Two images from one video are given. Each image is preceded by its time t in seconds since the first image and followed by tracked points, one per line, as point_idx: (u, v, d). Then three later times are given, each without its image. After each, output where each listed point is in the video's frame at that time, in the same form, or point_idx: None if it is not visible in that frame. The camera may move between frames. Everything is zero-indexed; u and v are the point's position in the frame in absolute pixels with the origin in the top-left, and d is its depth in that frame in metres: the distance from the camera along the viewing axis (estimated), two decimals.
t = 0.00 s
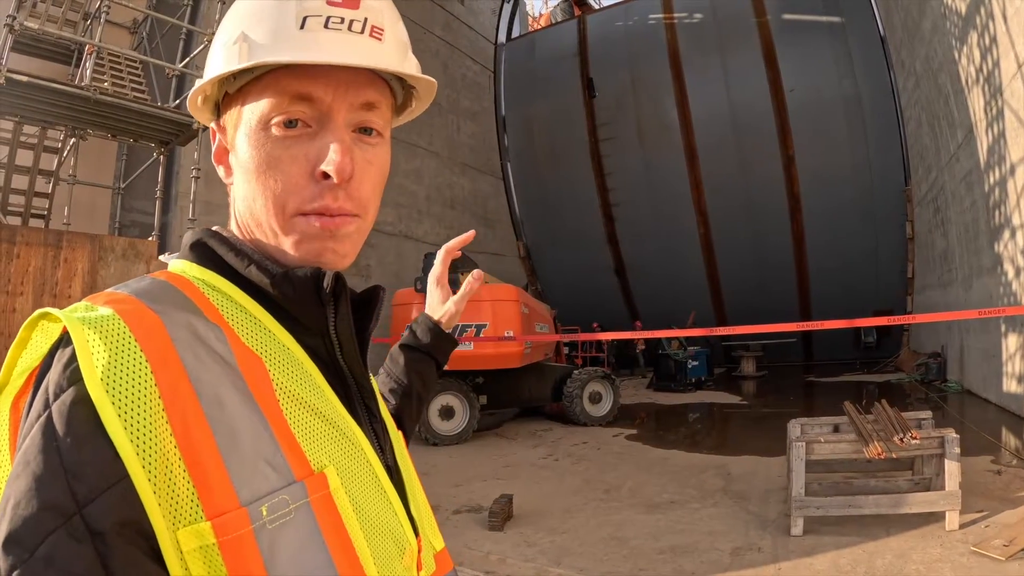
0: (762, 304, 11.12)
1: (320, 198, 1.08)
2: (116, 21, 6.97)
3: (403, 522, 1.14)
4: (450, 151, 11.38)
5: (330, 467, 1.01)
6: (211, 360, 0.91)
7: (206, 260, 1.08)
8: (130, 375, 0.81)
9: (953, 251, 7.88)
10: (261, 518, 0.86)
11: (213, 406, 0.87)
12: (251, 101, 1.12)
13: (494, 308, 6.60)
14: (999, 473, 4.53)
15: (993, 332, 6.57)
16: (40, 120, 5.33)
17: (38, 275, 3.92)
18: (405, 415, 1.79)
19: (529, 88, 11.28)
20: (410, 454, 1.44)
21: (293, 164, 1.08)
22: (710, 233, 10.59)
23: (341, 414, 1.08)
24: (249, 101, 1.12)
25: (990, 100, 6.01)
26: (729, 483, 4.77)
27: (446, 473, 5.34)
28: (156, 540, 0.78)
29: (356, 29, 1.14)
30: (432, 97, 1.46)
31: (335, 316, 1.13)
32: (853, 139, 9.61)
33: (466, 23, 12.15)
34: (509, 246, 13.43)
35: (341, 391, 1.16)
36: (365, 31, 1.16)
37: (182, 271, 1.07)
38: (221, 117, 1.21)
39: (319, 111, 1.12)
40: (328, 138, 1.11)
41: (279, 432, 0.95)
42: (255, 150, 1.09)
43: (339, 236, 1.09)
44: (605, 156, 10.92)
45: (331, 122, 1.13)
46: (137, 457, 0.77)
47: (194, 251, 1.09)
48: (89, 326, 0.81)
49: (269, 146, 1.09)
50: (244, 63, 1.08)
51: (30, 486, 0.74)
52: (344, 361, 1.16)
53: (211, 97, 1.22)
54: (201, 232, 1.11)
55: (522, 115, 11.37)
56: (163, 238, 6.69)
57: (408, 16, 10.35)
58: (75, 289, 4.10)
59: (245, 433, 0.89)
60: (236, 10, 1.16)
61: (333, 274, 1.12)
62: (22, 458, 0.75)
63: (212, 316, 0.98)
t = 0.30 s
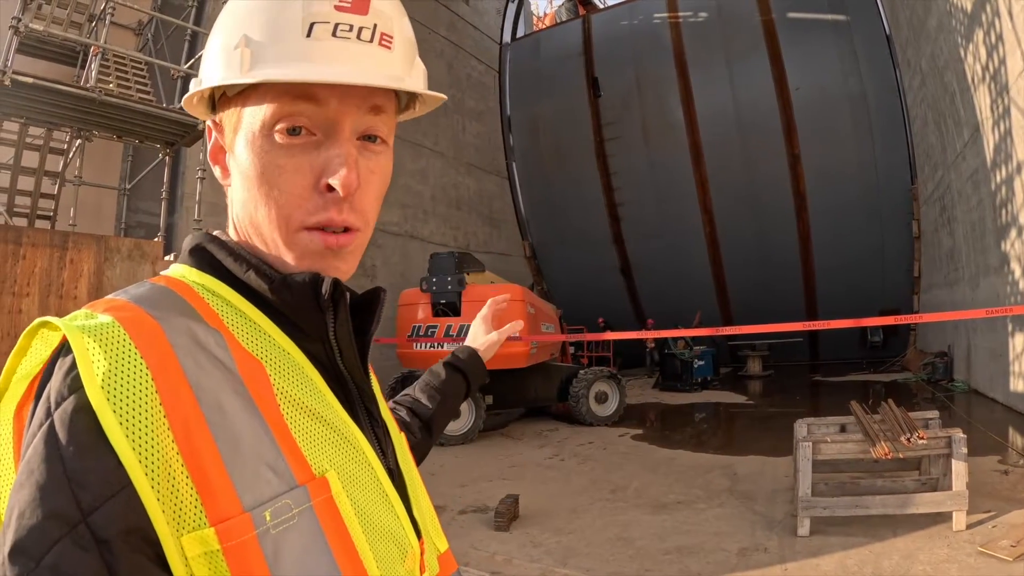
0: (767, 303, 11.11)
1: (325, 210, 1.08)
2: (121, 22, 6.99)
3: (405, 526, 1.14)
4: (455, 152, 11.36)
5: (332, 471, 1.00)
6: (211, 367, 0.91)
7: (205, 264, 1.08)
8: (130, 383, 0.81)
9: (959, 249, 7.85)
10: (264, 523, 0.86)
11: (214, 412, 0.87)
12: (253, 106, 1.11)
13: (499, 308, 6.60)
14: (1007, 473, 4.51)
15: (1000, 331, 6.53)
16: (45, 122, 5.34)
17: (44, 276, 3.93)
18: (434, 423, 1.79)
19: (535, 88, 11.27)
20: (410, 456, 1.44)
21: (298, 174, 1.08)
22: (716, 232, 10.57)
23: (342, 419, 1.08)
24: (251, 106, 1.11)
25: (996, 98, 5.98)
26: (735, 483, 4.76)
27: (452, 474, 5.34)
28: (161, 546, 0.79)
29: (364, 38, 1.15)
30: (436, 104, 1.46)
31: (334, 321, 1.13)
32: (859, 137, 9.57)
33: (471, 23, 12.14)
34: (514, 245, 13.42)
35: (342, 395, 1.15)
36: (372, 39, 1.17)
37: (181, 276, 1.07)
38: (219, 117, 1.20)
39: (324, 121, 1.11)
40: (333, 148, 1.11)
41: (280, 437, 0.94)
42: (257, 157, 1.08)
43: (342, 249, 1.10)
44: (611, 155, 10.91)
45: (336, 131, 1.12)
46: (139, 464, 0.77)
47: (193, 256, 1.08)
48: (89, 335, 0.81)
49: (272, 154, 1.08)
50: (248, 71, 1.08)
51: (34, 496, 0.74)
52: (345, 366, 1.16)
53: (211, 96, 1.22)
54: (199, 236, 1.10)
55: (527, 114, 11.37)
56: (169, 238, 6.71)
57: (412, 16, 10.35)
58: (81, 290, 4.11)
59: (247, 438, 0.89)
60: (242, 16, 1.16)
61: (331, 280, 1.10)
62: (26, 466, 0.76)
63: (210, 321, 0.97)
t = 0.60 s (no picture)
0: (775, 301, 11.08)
1: (356, 214, 1.10)
2: (128, 25, 7.04)
3: (403, 533, 1.14)
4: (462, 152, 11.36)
5: (331, 478, 1.01)
6: (211, 374, 0.91)
7: (203, 267, 1.07)
8: (127, 391, 0.81)
9: (970, 247, 7.79)
10: (264, 531, 0.86)
11: (214, 419, 0.87)
12: (281, 109, 1.10)
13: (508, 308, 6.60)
14: (1020, 472, 4.47)
15: (1010, 329, 6.48)
16: (53, 124, 5.37)
17: (52, 278, 3.95)
18: (432, 427, 1.79)
19: (542, 87, 11.27)
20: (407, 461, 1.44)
21: (330, 178, 1.09)
22: (724, 231, 10.53)
23: (341, 425, 1.08)
24: (278, 107, 1.10)
25: (1005, 94, 5.93)
26: (745, 483, 4.74)
27: (460, 474, 5.34)
28: (159, 556, 0.78)
29: (401, 53, 1.19)
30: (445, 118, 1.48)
31: (334, 327, 1.13)
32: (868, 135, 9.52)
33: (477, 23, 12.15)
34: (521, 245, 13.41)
35: (341, 401, 1.15)
36: (409, 53, 1.21)
37: (179, 280, 1.06)
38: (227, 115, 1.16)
39: (358, 128, 1.12)
40: (362, 154, 1.12)
41: (280, 445, 0.94)
42: (285, 162, 1.07)
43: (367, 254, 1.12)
44: (618, 155, 10.89)
45: (369, 140, 1.14)
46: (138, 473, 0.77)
47: (192, 259, 1.08)
48: (85, 342, 0.81)
49: (304, 157, 1.08)
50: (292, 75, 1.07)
51: (32, 507, 0.74)
52: (344, 371, 1.16)
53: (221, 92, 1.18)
54: (198, 240, 1.10)
55: (536, 114, 11.38)
56: (177, 240, 6.74)
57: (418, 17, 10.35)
58: (89, 292, 4.14)
59: (247, 447, 0.89)
60: (271, 20, 1.14)
61: (333, 285, 1.10)
62: (23, 476, 0.75)
63: (209, 327, 0.97)
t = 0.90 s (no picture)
0: (780, 299, 11.05)
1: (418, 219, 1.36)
2: (132, 28, 7.07)
3: (414, 541, 1.14)
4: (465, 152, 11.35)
5: (346, 491, 1.01)
6: (221, 391, 0.89)
7: (206, 264, 1.04)
8: (133, 417, 0.79)
9: (975, 244, 7.76)
10: (285, 555, 0.86)
11: (227, 441, 0.86)
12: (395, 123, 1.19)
13: (513, 308, 6.59)
14: None
15: (1016, 326, 6.45)
16: (57, 127, 5.39)
17: (56, 280, 3.96)
18: (424, 430, 1.78)
19: (546, 87, 11.27)
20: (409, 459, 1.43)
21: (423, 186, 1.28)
22: (728, 229, 10.51)
23: (351, 433, 1.07)
24: (403, 126, 1.21)
25: (1010, 90, 5.90)
26: (751, 482, 4.73)
27: (466, 475, 5.34)
28: None
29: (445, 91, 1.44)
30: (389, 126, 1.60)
31: (348, 330, 1.12)
32: (873, 133, 9.49)
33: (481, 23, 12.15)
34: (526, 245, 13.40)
35: (351, 407, 1.14)
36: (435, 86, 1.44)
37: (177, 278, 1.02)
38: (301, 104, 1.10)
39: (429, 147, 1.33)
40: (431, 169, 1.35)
41: (296, 463, 0.94)
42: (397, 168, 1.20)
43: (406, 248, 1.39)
44: (622, 154, 10.88)
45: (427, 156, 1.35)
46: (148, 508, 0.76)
47: (190, 256, 1.04)
48: (84, 364, 0.78)
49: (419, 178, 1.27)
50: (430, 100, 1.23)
51: (35, 553, 0.73)
52: (355, 375, 1.14)
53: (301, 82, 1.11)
54: (218, 245, 1.05)
55: (539, 114, 11.38)
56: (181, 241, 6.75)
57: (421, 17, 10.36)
58: (94, 293, 4.15)
59: (262, 468, 0.88)
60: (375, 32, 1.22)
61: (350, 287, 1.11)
62: (24, 520, 0.75)
63: (216, 336, 0.95)
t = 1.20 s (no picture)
0: (782, 300, 11.04)
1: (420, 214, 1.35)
2: (133, 28, 7.09)
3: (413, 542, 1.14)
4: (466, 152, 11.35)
5: (345, 489, 1.01)
6: (217, 386, 0.89)
7: (203, 259, 1.04)
8: (126, 415, 0.79)
9: (976, 245, 7.75)
10: (282, 557, 0.86)
11: (222, 439, 0.86)
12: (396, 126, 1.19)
13: (514, 309, 6.58)
14: None
15: (1017, 327, 6.44)
16: (59, 126, 5.39)
17: (59, 279, 3.96)
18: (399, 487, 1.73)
19: (547, 87, 11.27)
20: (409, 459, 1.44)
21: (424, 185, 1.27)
22: (730, 230, 10.51)
23: (351, 430, 1.07)
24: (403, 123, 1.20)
25: (1011, 91, 5.89)
26: (753, 483, 4.72)
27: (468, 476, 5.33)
28: None
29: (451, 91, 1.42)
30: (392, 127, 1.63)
31: (348, 325, 1.12)
32: (874, 134, 9.48)
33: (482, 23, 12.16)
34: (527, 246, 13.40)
35: (351, 402, 1.14)
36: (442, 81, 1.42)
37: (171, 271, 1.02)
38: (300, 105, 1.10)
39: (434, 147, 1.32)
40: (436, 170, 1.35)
41: (294, 461, 0.94)
42: (395, 169, 1.19)
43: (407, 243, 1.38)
44: (623, 154, 10.88)
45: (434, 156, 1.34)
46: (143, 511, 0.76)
47: (187, 249, 1.04)
48: (75, 363, 0.78)
49: (419, 173, 1.25)
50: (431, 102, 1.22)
51: (28, 559, 0.72)
52: (355, 369, 1.14)
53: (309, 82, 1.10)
54: (218, 239, 1.04)
55: (541, 114, 11.39)
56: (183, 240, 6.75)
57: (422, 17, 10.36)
58: (96, 292, 4.14)
59: (259, 465, 0.88)
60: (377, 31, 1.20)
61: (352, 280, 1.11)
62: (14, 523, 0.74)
63: (213, 331, 0.95)
